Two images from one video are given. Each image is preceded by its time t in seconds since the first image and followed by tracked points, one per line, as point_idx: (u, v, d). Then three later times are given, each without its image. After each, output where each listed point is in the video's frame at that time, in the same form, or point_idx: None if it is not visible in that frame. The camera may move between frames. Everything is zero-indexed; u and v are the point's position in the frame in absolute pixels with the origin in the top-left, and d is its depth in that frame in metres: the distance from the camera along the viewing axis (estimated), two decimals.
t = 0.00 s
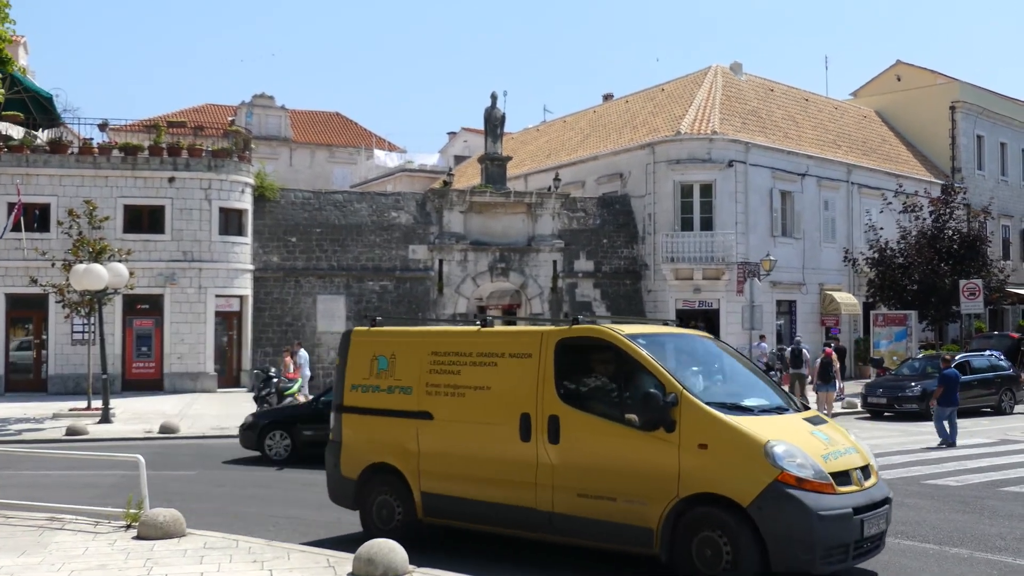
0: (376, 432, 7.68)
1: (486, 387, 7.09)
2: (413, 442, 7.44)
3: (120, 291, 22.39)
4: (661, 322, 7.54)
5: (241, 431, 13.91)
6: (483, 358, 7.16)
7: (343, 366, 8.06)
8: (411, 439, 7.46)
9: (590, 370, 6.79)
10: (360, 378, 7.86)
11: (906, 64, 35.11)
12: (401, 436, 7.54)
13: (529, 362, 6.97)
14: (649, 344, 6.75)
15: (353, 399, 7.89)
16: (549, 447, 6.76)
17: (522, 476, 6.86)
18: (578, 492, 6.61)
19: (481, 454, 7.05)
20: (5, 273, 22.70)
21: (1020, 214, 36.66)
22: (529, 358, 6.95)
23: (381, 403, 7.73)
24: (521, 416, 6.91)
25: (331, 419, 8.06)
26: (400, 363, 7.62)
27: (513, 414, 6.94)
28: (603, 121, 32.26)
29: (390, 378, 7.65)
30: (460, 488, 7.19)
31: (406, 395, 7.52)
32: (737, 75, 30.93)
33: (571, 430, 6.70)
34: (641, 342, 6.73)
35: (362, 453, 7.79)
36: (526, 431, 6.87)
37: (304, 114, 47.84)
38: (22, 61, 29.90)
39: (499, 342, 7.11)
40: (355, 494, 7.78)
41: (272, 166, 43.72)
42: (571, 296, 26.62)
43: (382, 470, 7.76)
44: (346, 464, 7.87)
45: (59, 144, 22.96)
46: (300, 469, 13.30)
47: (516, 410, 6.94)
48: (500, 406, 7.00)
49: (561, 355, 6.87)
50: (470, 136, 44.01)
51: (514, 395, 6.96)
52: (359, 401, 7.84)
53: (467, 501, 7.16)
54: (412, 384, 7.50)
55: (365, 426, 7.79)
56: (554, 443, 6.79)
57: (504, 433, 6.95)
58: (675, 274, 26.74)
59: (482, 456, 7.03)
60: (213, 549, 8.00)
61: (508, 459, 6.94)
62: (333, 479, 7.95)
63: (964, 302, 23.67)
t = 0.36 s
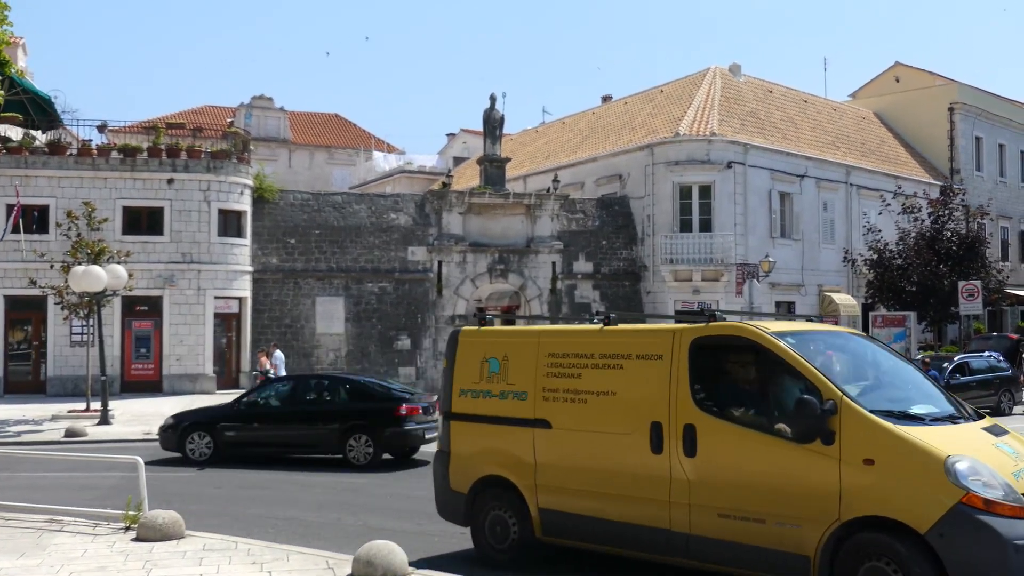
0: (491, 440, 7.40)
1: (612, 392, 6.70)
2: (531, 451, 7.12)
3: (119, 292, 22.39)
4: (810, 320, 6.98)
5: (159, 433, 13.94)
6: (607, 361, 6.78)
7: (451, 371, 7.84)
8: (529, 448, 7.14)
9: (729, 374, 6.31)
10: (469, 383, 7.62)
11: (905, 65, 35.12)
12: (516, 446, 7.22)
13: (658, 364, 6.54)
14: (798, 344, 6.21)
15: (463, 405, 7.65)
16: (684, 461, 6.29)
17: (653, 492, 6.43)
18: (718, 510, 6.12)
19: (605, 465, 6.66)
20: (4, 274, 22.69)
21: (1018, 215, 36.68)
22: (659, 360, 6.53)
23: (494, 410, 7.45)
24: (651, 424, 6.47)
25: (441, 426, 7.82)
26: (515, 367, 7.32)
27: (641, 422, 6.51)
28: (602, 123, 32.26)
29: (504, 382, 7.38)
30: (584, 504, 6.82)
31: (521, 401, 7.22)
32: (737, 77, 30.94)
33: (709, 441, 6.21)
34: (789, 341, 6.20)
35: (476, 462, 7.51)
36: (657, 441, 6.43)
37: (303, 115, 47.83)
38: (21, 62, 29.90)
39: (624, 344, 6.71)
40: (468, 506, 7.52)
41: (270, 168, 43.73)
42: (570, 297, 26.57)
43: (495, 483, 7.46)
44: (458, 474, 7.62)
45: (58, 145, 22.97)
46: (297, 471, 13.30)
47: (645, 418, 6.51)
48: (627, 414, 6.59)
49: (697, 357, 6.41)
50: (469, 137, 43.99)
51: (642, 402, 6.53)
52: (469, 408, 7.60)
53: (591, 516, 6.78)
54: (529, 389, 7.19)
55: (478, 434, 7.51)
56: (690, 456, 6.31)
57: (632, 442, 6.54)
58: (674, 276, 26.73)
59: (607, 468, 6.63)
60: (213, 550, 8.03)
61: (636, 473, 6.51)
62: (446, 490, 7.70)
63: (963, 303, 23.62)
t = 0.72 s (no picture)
0: (618, 452, 7.09)
1: (760, 397, 6.27)
2: (666, 463, 6.76)
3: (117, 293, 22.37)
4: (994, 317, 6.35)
5: (79, 435, 13.98)
6: (753, 363, 6.36)
7: (572, 374, 7.58)
8: (663, 460, 6.78)
9: (900, 376, 5.80)
10: (592, 388, 7.35)
11: (903, 66, 35.15)
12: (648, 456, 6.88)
13: (815, 367, 6.07)
14: (985, 343, 5.63)
15: (585, 412, 7.39)
16: (850, 476, 5.79)
17: (813, 511, 5.95)
18: (891, 534, 5.60)
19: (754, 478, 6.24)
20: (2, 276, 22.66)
21: (1016, 216, 36.71)
22: (816, 361, 6.06)
23: (623, 417, 7.13)
24: (808, 433, 6.01)
25: (559, 436, 7.60)
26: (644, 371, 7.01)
27: (797, 431, 6.05)
28: (601, 124, 32.27)
29: (631, 387, 7.09)
30: (725, 521, 6.43)
31: (652, 406, 6.90)
32: (735, 77, 30.95)
33: (879, 454, 5.69)
34: (975, 339, 5.63)
35: (603, 476, 7.20)
36: (815, 453, 5.96)
37: (302, 116, 47.81)
38: (19, 63, 29.90)
39: (774, 344, 6.28)
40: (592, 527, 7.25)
41: (269, 169, 43.71)
42: (568, 299, 26.54)
43: (624, 497, 7.13)
44: (582, 488, 7.35)
45: (56, 146, 22.97)
46: (295, 473, 13.31)
47: (802, 427, 6.05)
48: (778, 422, 6.15)
49: (861, 358, 5.92)
50: (468, 139, 43.98)
51: (796, 408, 6.08)
52: (592, 413, 7.33)
53: (736, 536, 6.36)
54: (661, 394, 6.86)
55: (604, 444, 7.21)
56: (858, 471, 5.79)
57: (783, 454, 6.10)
58: (672, 277, 26.71)
59: (757, 483, 6.21)
60: (211, 552, 8.01)
61: (790, 489, 6.06)
62: (569, 508, 7.44)
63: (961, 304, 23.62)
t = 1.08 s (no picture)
0: (764, 468, 6.21)
1: (945, 405, 5.31)
2: (826, 482, 5.82)
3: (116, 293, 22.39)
4: None
5: None
6: (933, 363, 5.40)
7: (711, 379, 6.74)
8: (824, 478, 5.84)
9: None
10: (735, 394, 6.50)
11: (901, 67, 35.20)
12: (801, 473, 5.98)
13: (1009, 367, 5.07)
14: None
15: (726, 422, 6.53)
16: None
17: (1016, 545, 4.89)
18: None
19: (936, 501, 5.25)
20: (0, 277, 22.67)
21: (1014, 217, 36.73)
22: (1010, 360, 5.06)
23: (769, 428, 6.24)
24: (1006, 447, 4.99)
25: (697, 447, 6.74)
26: (797, 374, 6.13)
27: (995, 445, 5.02)
28: (599, 124, 32.28)
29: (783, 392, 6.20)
30: (898, 552, 5.44)
31: (808, 415, 6.00)
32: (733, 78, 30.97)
33: None
34: None
35: (750, 494, 6.29)
36: (1014, 472, 4.93)
37: (300, 117, 47.78)
38: (17, 64, 29.91)
39: (960, 340, 5.31)
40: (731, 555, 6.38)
41: (267, 170, 43.69)
42: (567, 300, 26.53)
43: (772, 521, 6.22)
44: (724, 508, 6.46)
45: (55, 147, 22.97)
46: (294, 474, 13.34)
47: (996, 441, 5.04)
48: (968, 434, 5.17)
49: None
50: (467, 140, 43.98)
51: (990, 416, 5.08)
52: (734, 424, 6.47)
53: (909, 570, 5.39)
54: (820, 401, 5.95)
55: (749, 458, 6.32)
56: None
57: (977, 473, 5.09)
58: (671, 278, 26.73)
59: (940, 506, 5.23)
60: (211, 552, 8.02)
61: (985, 517, 5.03)
62: (709, 531, 6.56)
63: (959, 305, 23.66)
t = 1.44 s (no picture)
0: (957, 488, 5.53)
1: None
2: None
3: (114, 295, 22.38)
4: None
5: None
6: None
7: (887, 381, 6.06)
8: None
9: None
10: (918, 400, 5.84)
11: (899, 68, 35.20)
12: (1005, 493, 5.29)
13: None
14: None
15: (908, 433, 5.87)
16: None
17: None
18: None
19: None
20: None
21: (1013, 218, 36.75)
22: None
23: (964, 440, 5.55)
24: None
25: (869, 460, 6.11)
26: (995, 378, 5.42)
27: None
28: (598, 125, 32.27)
29: (979, 398, 5.51)
30: None
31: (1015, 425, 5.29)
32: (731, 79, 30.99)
33: None
34: None
35: (937, 518, 5.63)
36: None
37: (299, 118, 47.77)
38: (16, 66, 29.94)
39: None
40: None
41: (266, 171, 43.69)
42: (566, 300, 26.52)
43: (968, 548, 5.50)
44: (902, 532, 5.81)
45: (53, 148, 22.95)
46: (293, 475, 13.34)
47: None
48: None
49: None
50: (466, 140, 43.98)
51: None
52: (917, 435, 5.80)
53: None
54: None
55: (935, 476, 5.66)
56: None
57: None
58: (669, 279, 26.74)
59: None
60: (211, 553, 8.03)
61: None
62: (886, 558, 5.91)
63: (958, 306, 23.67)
